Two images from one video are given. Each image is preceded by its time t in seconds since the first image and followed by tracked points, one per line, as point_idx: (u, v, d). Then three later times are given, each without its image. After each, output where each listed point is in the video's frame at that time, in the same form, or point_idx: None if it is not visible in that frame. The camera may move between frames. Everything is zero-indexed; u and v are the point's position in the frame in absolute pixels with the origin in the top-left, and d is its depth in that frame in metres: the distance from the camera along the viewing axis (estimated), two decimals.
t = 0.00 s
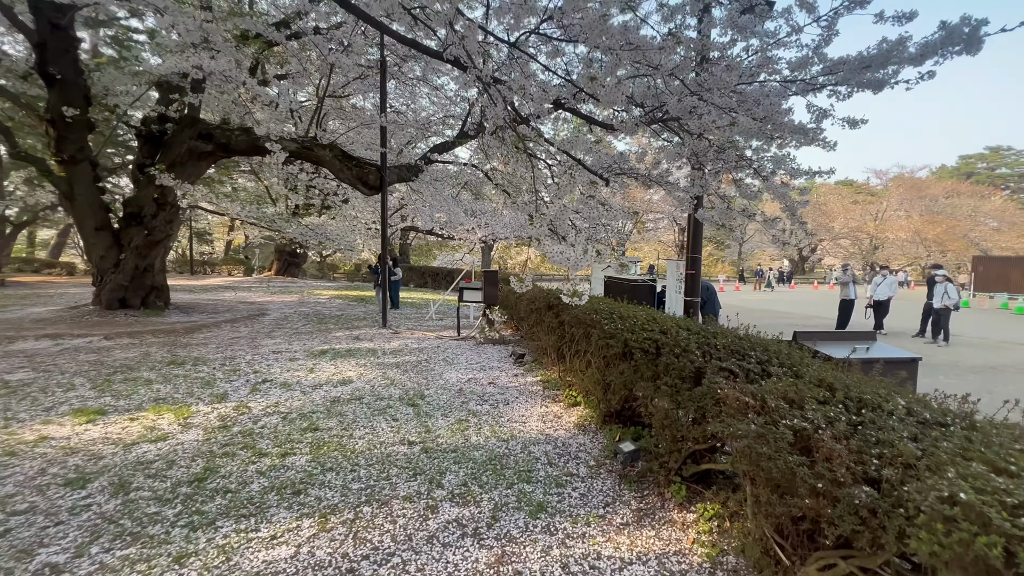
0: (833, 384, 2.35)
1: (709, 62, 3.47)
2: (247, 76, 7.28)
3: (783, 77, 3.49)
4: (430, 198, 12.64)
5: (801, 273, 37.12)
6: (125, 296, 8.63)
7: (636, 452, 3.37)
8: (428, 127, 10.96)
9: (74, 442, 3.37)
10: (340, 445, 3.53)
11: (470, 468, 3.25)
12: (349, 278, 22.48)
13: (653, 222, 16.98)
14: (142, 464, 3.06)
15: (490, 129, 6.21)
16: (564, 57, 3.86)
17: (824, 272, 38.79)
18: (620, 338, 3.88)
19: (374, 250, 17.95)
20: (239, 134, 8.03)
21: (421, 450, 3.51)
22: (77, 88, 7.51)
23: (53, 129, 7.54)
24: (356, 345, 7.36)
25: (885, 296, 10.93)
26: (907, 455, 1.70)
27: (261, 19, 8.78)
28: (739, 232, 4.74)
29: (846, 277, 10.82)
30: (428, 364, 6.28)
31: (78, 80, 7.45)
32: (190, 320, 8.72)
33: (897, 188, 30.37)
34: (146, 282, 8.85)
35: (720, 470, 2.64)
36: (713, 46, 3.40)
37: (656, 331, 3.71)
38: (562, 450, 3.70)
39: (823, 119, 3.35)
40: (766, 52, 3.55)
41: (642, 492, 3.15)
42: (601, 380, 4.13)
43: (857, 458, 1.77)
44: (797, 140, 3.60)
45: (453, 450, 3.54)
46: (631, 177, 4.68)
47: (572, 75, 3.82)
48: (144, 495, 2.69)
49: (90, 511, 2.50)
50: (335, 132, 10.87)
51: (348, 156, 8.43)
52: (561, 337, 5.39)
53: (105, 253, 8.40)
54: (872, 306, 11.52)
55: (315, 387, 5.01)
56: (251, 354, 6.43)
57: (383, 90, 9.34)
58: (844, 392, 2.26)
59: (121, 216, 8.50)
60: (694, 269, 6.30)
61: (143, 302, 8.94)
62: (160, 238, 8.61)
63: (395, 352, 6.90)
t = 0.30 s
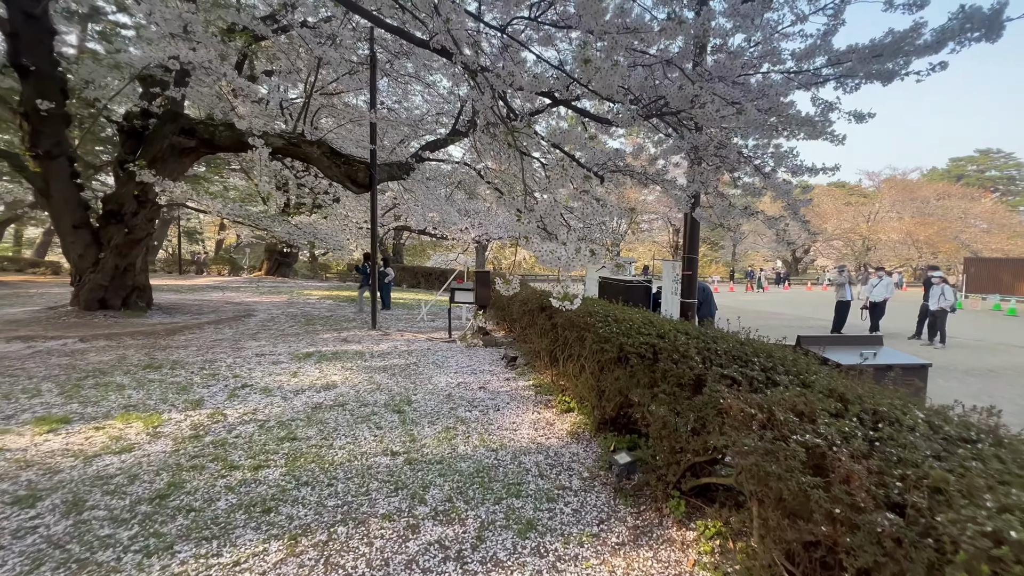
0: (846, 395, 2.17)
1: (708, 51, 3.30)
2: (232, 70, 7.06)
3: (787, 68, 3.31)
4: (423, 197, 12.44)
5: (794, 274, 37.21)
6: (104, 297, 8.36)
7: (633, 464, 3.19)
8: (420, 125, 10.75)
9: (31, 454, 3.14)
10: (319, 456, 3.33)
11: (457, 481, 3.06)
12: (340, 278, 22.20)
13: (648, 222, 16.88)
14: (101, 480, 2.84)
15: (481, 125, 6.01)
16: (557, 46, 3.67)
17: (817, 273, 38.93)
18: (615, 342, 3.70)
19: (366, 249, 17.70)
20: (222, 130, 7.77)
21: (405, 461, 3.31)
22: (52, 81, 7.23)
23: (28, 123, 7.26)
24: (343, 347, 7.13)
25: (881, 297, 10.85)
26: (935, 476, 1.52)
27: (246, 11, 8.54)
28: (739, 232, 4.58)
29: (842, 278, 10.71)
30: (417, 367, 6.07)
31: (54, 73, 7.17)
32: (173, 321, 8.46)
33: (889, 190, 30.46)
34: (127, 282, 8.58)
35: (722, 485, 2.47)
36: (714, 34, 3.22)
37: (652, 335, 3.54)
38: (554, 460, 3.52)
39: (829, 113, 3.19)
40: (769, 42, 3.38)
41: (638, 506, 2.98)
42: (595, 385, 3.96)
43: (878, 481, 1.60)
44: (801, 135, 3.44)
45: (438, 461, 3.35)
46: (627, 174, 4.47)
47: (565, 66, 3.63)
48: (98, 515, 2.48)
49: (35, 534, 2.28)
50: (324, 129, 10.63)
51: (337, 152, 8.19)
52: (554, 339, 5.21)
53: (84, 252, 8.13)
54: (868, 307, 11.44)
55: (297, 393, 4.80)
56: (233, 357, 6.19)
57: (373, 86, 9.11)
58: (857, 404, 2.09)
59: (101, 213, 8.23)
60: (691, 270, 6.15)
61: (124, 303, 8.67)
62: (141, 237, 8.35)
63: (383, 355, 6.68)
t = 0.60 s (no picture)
0: (863, 413, 1.97)
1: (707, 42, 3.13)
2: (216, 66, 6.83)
3: (793, 58, 3.12)
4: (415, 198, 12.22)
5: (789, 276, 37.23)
6: (84, 300, 8.09)
7: (630, 482, 2.98)
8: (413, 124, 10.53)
9: None
10: (293, 473, 3.10)
11: (440, 502, 2.84)
12: (333, 280, 21.93)
13: (644, 225, 16.78)
14: (50, 503, 2.60)
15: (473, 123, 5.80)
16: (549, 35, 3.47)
17: (812, 276, 39.00)
18: (610, 350, 3.50)
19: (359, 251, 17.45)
20: (206, 128, 7.55)
21: (385, 479, 3.08)
22: (25, 75, 6.84)
23: None
24: (329, 353, 6.89)
25: (879, 301, 10.72)
26: (976, 514, 1.33)
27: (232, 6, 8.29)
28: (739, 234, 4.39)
29: (840, 281, 10.58)
30: (405, 374, 5.84)
31: (28, 67, 6.77)
32: (154, 325, 8.19)
33: (883, 193, 30.51)
34: (107, 285, 8.30)
35: (725, 508, 2.28)
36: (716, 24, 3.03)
37: (650, 343, 3.34)
38: (545, 476, 3.31)
39: (839, 105, 3.02)
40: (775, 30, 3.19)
41: (635, 528, 2.77)
42: (590, 395, 3.76)
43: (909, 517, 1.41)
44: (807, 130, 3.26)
45: (422, 478, 3.13)
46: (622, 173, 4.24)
47: (558, 56, 3.43)
48: (39, 545, 2.24)
49: None
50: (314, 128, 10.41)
51: (326, 152, 7.93)
52: (546, 346, 5.00)
53: (61, 254, 7.85)
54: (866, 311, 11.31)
55: (277, 402, 4.56)
56: (213, 364, 5.93)
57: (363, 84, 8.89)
58: (876, 423, 1.90)
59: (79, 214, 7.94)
60: (688, 273, 5.98)
61: (105, 306, 8.40)
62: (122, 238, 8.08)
63: (371, 361, 6.44)
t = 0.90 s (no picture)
0: (892, 430, 1.81)
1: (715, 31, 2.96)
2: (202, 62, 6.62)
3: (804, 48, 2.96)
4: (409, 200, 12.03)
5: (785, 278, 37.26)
6: (66, 304, 7.84)
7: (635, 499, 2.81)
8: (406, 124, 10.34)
9: None
10: (275, 491, 2.90)
11: (432, 523, 2.65)
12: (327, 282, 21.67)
13: (640, 226, 16.66)
14: (5, 528, 2.39)
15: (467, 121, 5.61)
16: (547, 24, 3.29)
17: (807, 278, 39.07)
18: (611, 357, 3.33)
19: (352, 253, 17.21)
20: (193, 126, 7.33)
21: (372, 497, 2.89)
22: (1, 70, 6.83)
23: None
24: (319, 358, 6.66)
25: (878, 302, 10.62)
26: None
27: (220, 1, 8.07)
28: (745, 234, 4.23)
29: (839, 283, 10.47)
30: (397, 380, 5.65)
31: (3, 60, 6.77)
32: (139, 329, 7.93)
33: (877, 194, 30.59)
34: (90, 288, 8.05)
35: (739, 531, 2.11)
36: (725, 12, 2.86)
37: (654, 350, 3.17)
38: (543, 492, 3.12)
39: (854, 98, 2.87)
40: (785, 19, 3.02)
41: (640, 549, 2.60)
42: (590, 405, 3.58)
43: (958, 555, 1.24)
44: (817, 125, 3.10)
45: (413, 496, 2.94)
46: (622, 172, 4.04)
47: (556, 46, 3.25)
48: None
49: None
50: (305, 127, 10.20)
51: (317, 151, 7.73)
52: (543, 352, 4.83)
53: (42, 256, 7.60)
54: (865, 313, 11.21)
55: (262, 412, 4.35)
56: (197, 370, 5.70)
57: (355, 82, 8.69)
58: (907, 441, 1.73)
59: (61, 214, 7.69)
60: (689, 275, 5.83)
61: (88, 310, 8.14)
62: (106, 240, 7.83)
63: (363, 367, 6.22)
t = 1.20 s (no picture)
0: (942, 447, 1.62)
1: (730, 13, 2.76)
2: (190, 58, 6.42)
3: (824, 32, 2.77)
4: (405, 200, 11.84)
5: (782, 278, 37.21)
6: (51, 308, 7.61)
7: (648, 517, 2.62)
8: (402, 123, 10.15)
9: None
10: (260, 510, 2.70)
11: (429, 545, 2.45)
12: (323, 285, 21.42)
13: (638, 227, 16.50)
14: None
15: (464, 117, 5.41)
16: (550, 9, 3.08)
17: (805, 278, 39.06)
18: (620, 363, 3.13)
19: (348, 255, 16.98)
20: (182, 124, 7.11)
21: (365, 516, 2.69)
22: None
23: None
24: (312, 363, 6.44)
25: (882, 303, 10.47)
26: None
27: None
28: (756, 233, 4.05)
29: (842, 283, 10.32)
30: (393, 386, 5.44)
31: None
32: (127, 334, 7.70)
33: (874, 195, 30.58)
34: (77, 292, 7.81)
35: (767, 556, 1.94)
36: None
37: (665, 355, 2.97)
38: (549, 507, 2.92)
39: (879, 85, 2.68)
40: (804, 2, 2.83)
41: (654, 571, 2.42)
42: (597, 413, 3.39)
43: None
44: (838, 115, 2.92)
45: (409, 514, 2.74)
46: (629, 169, 3.79)
47: (560, 31, 3.04)
48: None
49: None
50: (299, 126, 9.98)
51: (310, 150, 7.53)
52: (545, 356, 4.63)
53: (26, 259, 7.38)
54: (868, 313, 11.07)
55: (250, 421, 4.14)
56: (184, 377, 5.47)
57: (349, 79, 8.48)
58: (961, 460, 1.54)
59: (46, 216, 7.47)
60: (694, 276, 5.67)
61: (74, 314, 7.91)
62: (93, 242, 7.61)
63: (357, 372, 6.00)
